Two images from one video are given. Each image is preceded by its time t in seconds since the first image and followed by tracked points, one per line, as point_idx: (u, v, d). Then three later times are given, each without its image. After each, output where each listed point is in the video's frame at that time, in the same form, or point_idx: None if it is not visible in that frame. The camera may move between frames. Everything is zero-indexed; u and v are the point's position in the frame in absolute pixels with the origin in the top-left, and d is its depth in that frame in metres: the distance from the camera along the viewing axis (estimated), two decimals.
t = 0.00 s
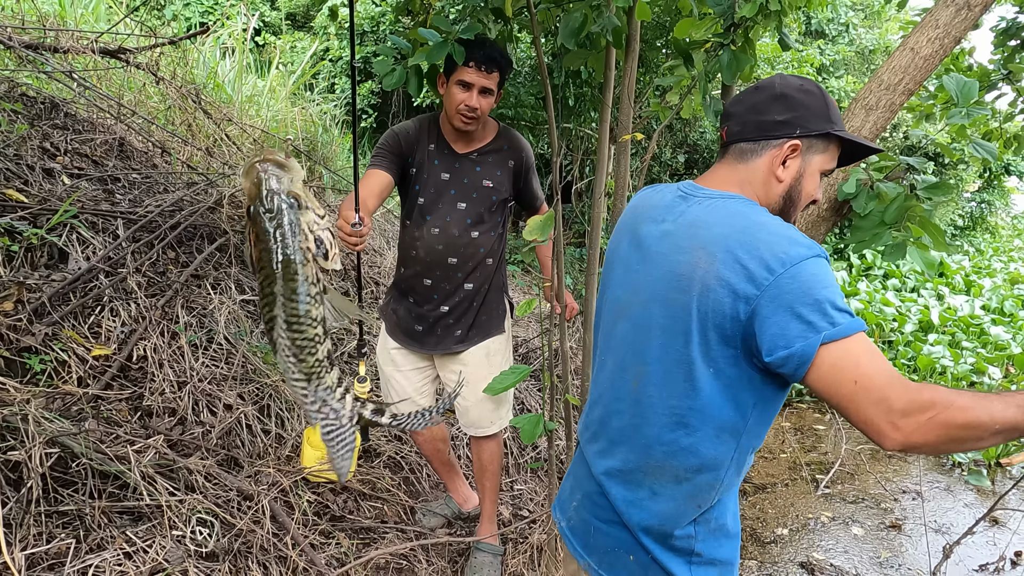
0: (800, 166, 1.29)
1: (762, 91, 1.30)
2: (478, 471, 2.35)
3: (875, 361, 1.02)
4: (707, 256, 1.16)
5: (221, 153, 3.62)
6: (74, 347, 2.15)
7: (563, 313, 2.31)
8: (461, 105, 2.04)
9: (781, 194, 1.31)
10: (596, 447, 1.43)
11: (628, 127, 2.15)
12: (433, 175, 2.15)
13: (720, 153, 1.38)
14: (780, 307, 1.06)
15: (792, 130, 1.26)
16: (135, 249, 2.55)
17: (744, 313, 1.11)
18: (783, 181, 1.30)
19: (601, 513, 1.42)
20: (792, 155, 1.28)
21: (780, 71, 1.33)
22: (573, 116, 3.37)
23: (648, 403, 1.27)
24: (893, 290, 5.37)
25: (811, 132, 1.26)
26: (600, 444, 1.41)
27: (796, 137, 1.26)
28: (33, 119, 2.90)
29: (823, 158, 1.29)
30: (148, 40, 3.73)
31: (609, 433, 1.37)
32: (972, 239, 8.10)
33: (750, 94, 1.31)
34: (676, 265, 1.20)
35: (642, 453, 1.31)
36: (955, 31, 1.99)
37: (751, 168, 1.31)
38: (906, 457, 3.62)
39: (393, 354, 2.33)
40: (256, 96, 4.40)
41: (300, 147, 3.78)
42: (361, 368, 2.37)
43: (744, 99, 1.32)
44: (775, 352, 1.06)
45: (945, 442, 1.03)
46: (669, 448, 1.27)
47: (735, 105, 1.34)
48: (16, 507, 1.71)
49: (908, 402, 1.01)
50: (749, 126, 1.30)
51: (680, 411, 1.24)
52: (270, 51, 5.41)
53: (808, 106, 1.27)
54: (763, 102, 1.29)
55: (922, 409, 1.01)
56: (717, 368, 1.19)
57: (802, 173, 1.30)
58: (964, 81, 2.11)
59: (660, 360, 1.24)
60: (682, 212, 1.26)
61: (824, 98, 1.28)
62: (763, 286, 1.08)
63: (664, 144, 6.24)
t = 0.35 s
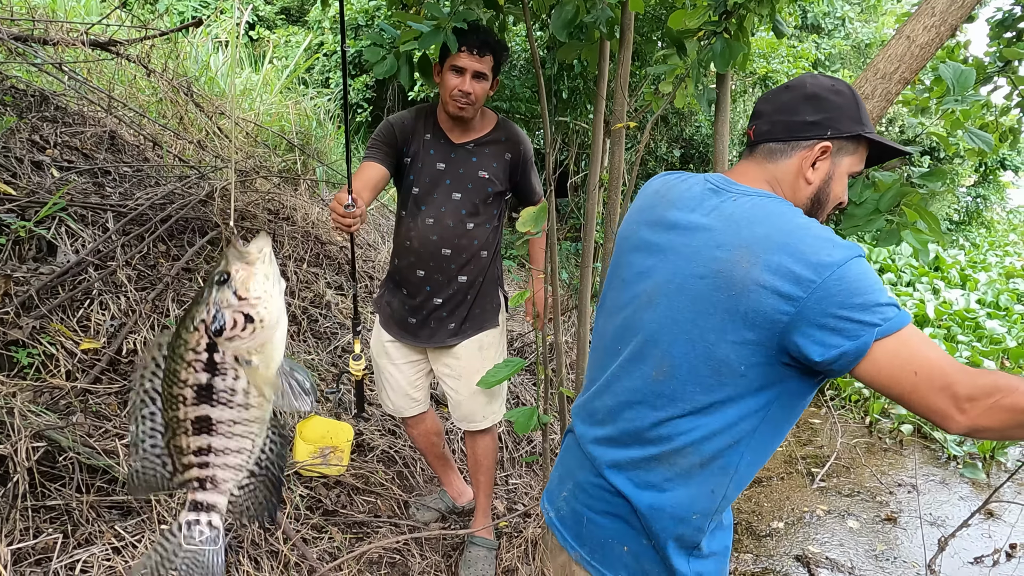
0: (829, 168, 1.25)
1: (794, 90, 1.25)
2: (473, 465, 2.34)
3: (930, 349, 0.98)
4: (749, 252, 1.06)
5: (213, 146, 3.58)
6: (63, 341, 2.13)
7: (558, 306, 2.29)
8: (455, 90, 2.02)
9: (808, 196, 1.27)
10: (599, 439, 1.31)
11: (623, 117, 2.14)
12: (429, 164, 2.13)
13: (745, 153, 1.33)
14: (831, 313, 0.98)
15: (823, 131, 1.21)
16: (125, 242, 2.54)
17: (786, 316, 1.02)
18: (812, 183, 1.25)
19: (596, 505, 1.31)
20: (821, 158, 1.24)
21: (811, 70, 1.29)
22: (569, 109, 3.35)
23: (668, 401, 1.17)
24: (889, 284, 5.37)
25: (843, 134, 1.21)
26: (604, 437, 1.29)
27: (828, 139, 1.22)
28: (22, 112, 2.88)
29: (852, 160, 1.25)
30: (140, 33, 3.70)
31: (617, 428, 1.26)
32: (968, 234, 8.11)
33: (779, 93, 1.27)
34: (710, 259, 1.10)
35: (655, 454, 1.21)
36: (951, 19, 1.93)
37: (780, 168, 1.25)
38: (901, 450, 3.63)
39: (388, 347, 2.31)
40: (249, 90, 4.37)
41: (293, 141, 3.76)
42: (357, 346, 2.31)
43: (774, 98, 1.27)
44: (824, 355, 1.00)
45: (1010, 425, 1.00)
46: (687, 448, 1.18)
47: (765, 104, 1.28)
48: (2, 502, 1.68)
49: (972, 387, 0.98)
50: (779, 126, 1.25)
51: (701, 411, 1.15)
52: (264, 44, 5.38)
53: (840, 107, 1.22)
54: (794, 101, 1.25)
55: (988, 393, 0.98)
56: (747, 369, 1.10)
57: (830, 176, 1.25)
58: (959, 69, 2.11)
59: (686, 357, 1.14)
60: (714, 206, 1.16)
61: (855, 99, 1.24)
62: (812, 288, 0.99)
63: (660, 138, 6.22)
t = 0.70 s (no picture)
0: (855, 171, 1.21)
1: (821, 90, 1.21)
2: (469, 461, 2.31)
3: (967, 346, 0.98)
4: (785, 253, 1.02)
5: (204, 140, 3.53)
6: (49, 336, 2.08)
7: (554, 300, 2.26)
8: (446, 78, 1.99)
9: (833, 200, 1.24)
10: (607, 434, 1.26)
11: (620, 108, 2.10)
12: (422, 156, 2.10)
13: (770, 154, 1.29)
14: (866, 318, 0.96)
15: (851, 133, 1.18)
16: (114, 236, 2.49)
17: (819, 319, 0.99)
18: (838, 186, 1.22)
19: (597, 500, 1.27)
20: (848, 160, 1.20)
21: (839, 70, 1.25)
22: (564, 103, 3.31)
23: (686, 399, 1.14)
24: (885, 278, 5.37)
25: (870, 137, 1.18)
26: (613, 432, 1.24)
27: (855, 141, 1.18)
28: (8, 103, 2.82)
29: (878, 163, 1.22)
30: (129, 24, 3.64)
31: (629, 423, 1.21)
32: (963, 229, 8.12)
33: (806, 93, 1.23)
34: (742, 257, 1.06)
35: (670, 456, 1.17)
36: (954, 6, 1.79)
37: (806, 170, 1.22)
38: (898, 445, 3.62)
39: (384, 341, 2.28)
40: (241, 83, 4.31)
41: (286, 134, 3.72)
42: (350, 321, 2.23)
43: (801, 98, 1.23)
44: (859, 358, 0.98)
45: None
46: (703, 446, 1.14)
47: (792, 104, 1.25)
48: None
49: (1013, 382, 0.98)
50: (805, 127, 1.21)
51: (720, 409, 1.12)
52: (256, 38, 5.32)
53: (869, 109, 1.19)
54: (820, 102, 1.21)
55: None
56: (772, 371, 1.07)
57: (857, 179, 1.22)
58: (961, 58, 2.07)
59: (711, 355, 1.09)
60: (744, 202, 1.11)
61: (884, 102, 1.20)
62: (852, 292, 0.96)
63: (656, 133, 6.18)
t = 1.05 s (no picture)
0: (877, 182, 1.20)
1: (844, 100, 1.20)
2: (467, 461, 2.30)
3: (1005, 349, 0.99)
4: (816, 262, 1.01)
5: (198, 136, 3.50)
6: (42, 336, 2.05)
7: (553, 299, 2.24)
8: (440, 70, 1.96)
9: (855, 210, 1.23)
10: (614, 432, 1.24)
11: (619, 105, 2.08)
12: (416, 153, 2.08)
13: (790, 163, 1.28)
14: (896, 330, 0.96)
15: (874, 144, 1.17)
16: (108, 234, 2.47)
17: (849, 330, 0.99)
18: (860, 197, 1.21)
19: (597, 499, 1.25)
20: (871, 171, 1.19)
21: (858, 80, 1.24)
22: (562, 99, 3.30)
23: (701, 401, 1.12)
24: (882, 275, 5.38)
25: (892, 148, 1.17)
26: (621, 431, 1.22)
27: (878, 152, 1.17)
28: None
29: (899, 173, 1.21)
30: (122, 20, 3.61)
31: (638, 423, 1.19)
32: (959, 224, 8.15)
33: (828, 102, 1.22)
34: (771, 265, 1.04)
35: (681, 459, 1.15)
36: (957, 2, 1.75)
37: (828, 181, 1.21)
38: (895, 442, 3.63)
39: (381, 339, 2.27)
40: (236, 80, 4.29)
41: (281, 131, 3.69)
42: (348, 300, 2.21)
43: (822, 107, 1.22)
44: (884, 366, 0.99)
45: None
46: (714, 447, 1.13)
47: (813, 113, 1.23)
48: None
49: None
50: (828, 137, 1.19)
51: (734, 412, 1.11)
52: (251, 34, 5.28)
53: (891, 119, 1.18)
54: (843, 111, 1.19)
55: None
56: (793, 379, 1.06)
57: (878, 189, 1.21)
58: (963, 54, 2.05)
59: (731, 359, 1.08)
60: (771, 210, 1.10)
61: (905, 112, 1.19)
62: (884, 301, 0.96)
63: (652, 130, 6.18)
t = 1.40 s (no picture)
0: (894, 194, 1.17)
1: (860, 111, 1.16)
2: (463, 460, 2.28)
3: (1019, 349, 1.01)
4: (838, 272, 1.00)
5: (191, 133, 3.48)
6: (32, 335, 2.03)
7: (548, 297, 2.23)
8: (432, 63, 1.94)
9: (873, 222, 1.20)
10: (615, 433, 1.22)
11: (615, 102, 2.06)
12: (409, 147, 2.07)
13: (806, 174, 1.24)
14: (913, 340, 0.97)
15: (891, 157, 1.13)
16: (99, 231, 2.45)
17: (869, 340, 0.98)
18: (878, 210, 1.18)
19: (596, 498, 1.23)
20: (888, 183, 1.16)
21: (872, 89, 1.21)
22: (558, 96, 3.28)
23: (711, 403, 1.10)
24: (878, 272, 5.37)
25: (909, 159, 1.14)
26: (624, 430, 1.20)
27: (895, 164, 1.14)
28: None
29: (915, 183, 1.18)
30: (115, 15, 3.58)
31: (643, 423, 1.17)
32: (955, 221, 8.14)
33: (844, 113, 1.18)
34: (793, 274, 1.03)
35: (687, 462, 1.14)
36: None
37: (844, 195, 1.18)
38: (891, 439, 3.62)
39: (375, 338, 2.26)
40: (230, 77, 4.26)
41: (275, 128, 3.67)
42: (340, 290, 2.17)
43: (838, 118, 1.18)
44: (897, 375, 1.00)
45: None
46: (719, 447, 1.11)
47: (828, 125, 1.19)
48: None
49: None
50: (845, 150, 1.16)
51: (742, 414, 1.09)
52: (246, 30, 5.25)
53: (908, 130, 1.14)
54: (859, 122, 1.16)
55: None
56: (806, 386, 1.05)
57: (895, 201, 1.18)
58: (961, 49, 2.03)
59: (745, 364, 1.06)
60: (791, 218, 1.08)
61: (921, 121, 1.16)
62: (904, 312, 0.96)
63: (649, 127, 6.16)
